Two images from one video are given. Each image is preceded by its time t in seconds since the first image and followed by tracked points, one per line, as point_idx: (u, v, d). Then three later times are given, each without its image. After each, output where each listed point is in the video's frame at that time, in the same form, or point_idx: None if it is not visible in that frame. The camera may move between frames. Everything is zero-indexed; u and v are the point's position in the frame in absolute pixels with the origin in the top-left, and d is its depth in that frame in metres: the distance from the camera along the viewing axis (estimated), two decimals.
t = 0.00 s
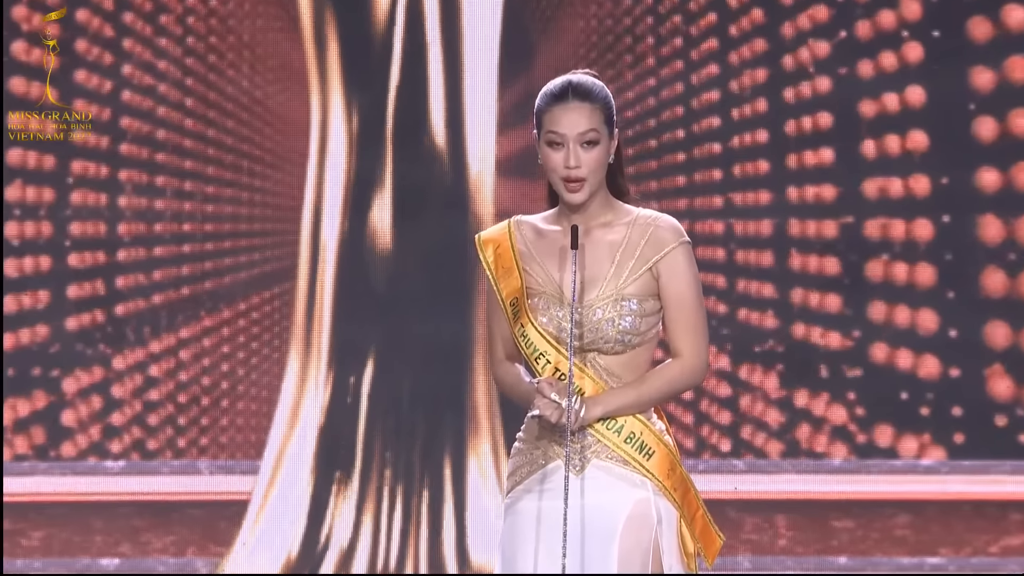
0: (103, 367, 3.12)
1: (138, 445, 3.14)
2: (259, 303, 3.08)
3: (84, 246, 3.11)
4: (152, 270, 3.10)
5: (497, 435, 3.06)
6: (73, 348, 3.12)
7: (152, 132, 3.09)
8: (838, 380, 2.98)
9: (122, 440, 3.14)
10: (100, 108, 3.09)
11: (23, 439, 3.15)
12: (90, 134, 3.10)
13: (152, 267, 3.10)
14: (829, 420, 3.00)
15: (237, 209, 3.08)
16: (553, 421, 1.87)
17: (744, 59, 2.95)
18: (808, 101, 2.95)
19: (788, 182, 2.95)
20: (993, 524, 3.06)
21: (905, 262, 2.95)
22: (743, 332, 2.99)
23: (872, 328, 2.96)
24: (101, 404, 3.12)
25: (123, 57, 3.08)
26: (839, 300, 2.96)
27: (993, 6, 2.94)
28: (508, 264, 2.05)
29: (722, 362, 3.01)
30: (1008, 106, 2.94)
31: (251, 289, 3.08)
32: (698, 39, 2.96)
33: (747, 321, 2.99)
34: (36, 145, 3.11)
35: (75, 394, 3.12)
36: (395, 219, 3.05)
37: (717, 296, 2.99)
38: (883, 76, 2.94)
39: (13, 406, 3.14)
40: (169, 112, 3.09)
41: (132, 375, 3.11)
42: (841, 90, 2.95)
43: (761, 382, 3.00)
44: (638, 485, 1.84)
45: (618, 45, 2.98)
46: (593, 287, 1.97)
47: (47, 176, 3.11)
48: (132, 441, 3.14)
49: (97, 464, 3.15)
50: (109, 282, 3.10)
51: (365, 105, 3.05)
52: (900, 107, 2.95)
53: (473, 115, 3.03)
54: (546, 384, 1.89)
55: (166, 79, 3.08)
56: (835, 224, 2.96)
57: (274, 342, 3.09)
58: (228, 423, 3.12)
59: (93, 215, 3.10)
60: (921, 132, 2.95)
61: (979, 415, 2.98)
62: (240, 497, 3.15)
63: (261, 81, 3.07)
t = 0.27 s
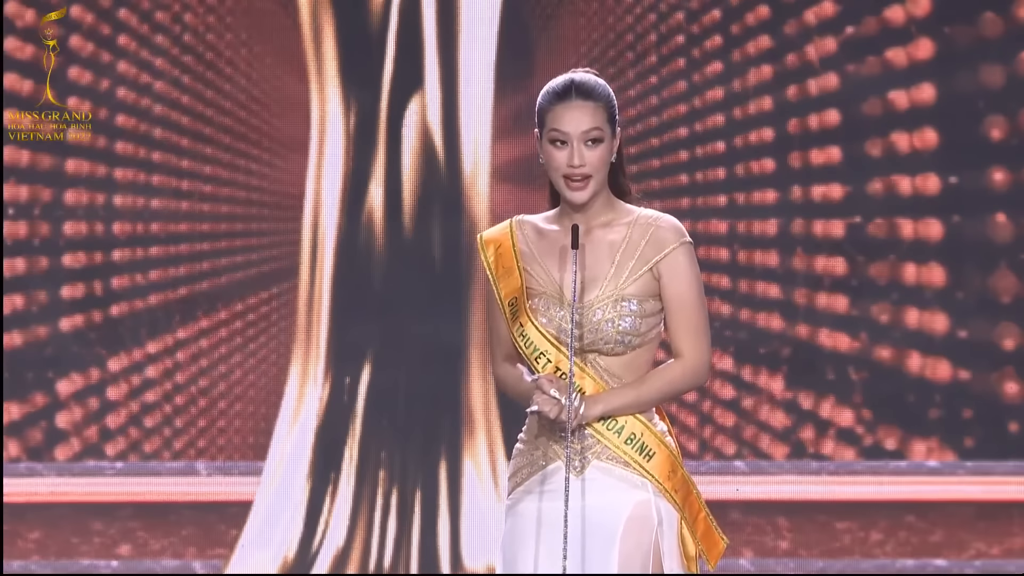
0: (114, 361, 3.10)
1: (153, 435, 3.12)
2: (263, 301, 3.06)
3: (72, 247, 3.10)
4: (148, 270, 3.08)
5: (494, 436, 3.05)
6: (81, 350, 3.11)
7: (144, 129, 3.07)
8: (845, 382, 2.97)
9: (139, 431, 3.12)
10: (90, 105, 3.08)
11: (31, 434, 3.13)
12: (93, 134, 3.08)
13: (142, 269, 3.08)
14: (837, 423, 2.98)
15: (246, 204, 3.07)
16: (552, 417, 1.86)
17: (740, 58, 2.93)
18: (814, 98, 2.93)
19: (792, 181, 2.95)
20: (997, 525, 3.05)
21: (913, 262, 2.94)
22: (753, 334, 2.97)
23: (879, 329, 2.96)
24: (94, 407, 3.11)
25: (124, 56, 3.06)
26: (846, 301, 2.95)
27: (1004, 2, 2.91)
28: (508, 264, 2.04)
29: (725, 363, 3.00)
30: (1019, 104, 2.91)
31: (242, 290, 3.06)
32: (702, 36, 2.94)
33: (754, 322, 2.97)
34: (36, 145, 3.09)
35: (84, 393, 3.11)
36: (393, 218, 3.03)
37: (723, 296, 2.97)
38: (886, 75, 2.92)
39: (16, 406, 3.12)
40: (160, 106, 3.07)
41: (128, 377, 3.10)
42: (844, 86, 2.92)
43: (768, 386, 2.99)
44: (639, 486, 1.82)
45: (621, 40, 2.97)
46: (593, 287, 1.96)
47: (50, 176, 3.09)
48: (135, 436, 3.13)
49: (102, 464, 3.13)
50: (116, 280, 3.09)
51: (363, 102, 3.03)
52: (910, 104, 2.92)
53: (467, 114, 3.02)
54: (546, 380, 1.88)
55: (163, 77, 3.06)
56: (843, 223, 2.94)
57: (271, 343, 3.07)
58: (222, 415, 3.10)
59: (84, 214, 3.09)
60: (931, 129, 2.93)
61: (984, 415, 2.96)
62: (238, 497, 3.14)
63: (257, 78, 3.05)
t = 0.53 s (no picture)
0: (111, 361, 3.09)
1: (152, 433, 3.10)
2: (259, 302, 3.05)
3: (62, 248, 3.08)
4: (157, 267, 3.06)
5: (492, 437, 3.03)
6: (82, 355, 3.09)
7: (120, 120, 3.06)
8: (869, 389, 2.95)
9: (139, 428, 3.10)
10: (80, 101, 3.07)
11: (37, 428, 3.10)
12: (111, 135, 3.06)
13: (129, 270, 3.07)
14: (848, 428, 2.97)
15: (241, 205, 3.04)
16: (552, 422, 1.83)
17: (763, 48, 2.91)
18: (823, 95, 2.92)
19: (797, 179, 2.92)
20: (1000, 528, 3.02)
21: (930, 264, 2.92)
22: (772, 339, 2.97)
23: (886, 329, 2.94)
24: (83, 410, 3.10)
25: (141, 63, 3.05)
26: (856, 303, 2.94)
27: None
28: (508, 264, 2.02)
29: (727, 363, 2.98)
30: None
31: (243, 289, 3.05)
32: (712, 27, 2.92)
33: (773, 328, 2.97)
34: (36, 144, 3.07)
35: (80, 394, 3.09)
36: (391, 218, 3.01)
37: (726, 298, 2.96)
38: (898, 67, 2.90)
39: (37, 395, 3.10)
40: (148, 102, 3.05)
41: (144, 369, 3.09)
42: (858, 82, 2.91)
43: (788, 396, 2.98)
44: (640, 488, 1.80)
45: (627, 33, 2.95)
46: (592, 288, 1.94)
47: (53, 176, 3.08)
48: (146, 429, 3.10)
49: (86, 466, 3.12)
50: (121, 278, 3.07)
51: (361, 101, 3.01)
52: (924, 99, 2.90)
53: (462, 112, 2.99)
54: (545, 385, 1.86)
55: (174, 82, 3.05)
56: (852, 223, 2.92)
57: (272, 342, 3.06)
58: (228, 420, 3.09)
59: (73, 213, 3.08)
60: (944, 126, 2.91)
61: (989, 416, 2.94)
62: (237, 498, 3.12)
63: (260, 81, 3.03)
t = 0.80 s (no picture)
0: (112, 360, 3.07)
1: (145, 436, 3.09)
2: (254, 303, 3.03)
3: (54, 248, 3.06)
4: (158, 266, 3.04)
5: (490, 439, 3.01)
6: (61, 360, 3.08)
7: (110, 115, 3.04)
8: (879, 392, 2.93)
9: (134, 430, 3.08)
10: (71, 97, 3.05)
11: (28, 432, 3.10)
12: (101, 136, 3.04)
13: (126, 269, 3.05)
14: (856, 432, 2.95)
15: (238, 204, 3.02)
16: (552, 424, 1.81)
17: (768, 44, 2.90)
18: (831, 91, 2.90)
19: (800, 178, 2.90)
20: (1003, 531, 3.00)
21: (940, 265, 2.91)
22: (777, 340, 2.94)
23: (894, 330, 2.92)
24: (76, 412, 3.08)
25: (134, 63, 3.03)
26: (864, 305, 2.92)
27: None
28: (506, 264, 2.00)
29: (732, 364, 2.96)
30: None
31: (244, 288, 3.03)
32: (720, 21, 2.91)
33: (779, 329, 2.94)
34: (39, 146, 3.05)
35: (79, 394, 3.08)
36: (389, 217, 2.99)
37: (731, 300, 2.94)
38: (907, 61, 2.89)
39: (39, 391, 3.09)
40: (142, 100, 3.03)
41: (142, 368, 3.07)
42: (865, 79, 2.90)
43: (795, 399, 2.95)
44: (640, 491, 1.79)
45: (632, 25, 2.93)
46: (591, 288, 1.92)
47: (49, 175, 3.05)
48: (140, 430, 3.08)
49: (79, 468, 3.10)
50: (117, 277, 3.05)
51: (359, 99, 2.99)
52: (934, 96, 2.89)
53: (459, 111, 2.97)
54: (544, 388, 1.84)
55: (171, 82, 3.03)
56: (859, 224, 2.91)
57: (271, 341, 3.04)
58: (230, 420, 3.06)
59: (66, 213, 3.05)
60: (957, 122, 2.89)
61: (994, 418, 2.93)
62: (234, 500, 3.10)
63: (260, 82, 3.01)
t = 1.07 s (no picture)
0: (108, 362, 3.04)
1: (142, 438, 3.07)
2: (251, 304, 3.01)
3: (47, 248, 3.04)
4: (156, 267, 3.02)
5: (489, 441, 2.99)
6: (58, 362, 3.05)
7: (105, 115, 3.00)
8: (886, 395, 2.91)
9: (130, 432, 3.07)
10: (66, 95, 3.02)
11: (22, 435, 3.08)
12: (97, 135, 3.01)
13: (121, 269, 3.03)
14: (863, 435, 2.93)
15: (238, 204, 3.00)
16: (551, 426, 1.79)
17: (773, 41, 2.88)
18: (839, 89, 2.88)
19: (804, 177, 2.88)
20: (1005, 532, 2.98)
21: (950, 266, 2.89)
22: (780, 342, 2.92)
23: (901, 331, 2.90)
24: (71, 415, 3.06)
25: (130, 62, 2.99)
26: (870, 306, 2.90)
27: None
28: (503, 264, 1.98)
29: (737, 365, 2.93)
30: None
31: (243, 288, 3.01)
32: (725, 18, 2.88)
33: (784, 331, 2.92)
34: (36, 145, 3.02)
35: (77, 396, 3.05)
36: (388, 217, 2.97)
37: (735, 300, 2.92)
38: (914, 58, 2.87)
39: (32, 394, 3.07)
40: (139, 98, 3.00)
41: (137, 369, 3.04)
42: (873, 76, 2.87)
43: (800, 401, 2.93)
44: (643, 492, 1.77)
45: (633, 23, 2.90)
46: (589, 288, 1.90)
47: (43, 175, 3.03)
48: (137, 433, 3.07)
49: (76, 470, 3.08)
50: (112, 277, 3.03)
51: (359, 97, 2.97)
52: (944, 93, 2.87)
53: (458, 110, 2.95)
54: (544, 388, 1.81)
55: (167, 79, 2.99)
56: (867, 224, 2.89)
57: (269, 341, 3.02)
58: (228, 422, 3.04)
59: (60, 213, 3.03)
60: (967, 119, 2.87)
61: (998, 418, 2.91)
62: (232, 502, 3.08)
63: (257, 81, 2.99)
